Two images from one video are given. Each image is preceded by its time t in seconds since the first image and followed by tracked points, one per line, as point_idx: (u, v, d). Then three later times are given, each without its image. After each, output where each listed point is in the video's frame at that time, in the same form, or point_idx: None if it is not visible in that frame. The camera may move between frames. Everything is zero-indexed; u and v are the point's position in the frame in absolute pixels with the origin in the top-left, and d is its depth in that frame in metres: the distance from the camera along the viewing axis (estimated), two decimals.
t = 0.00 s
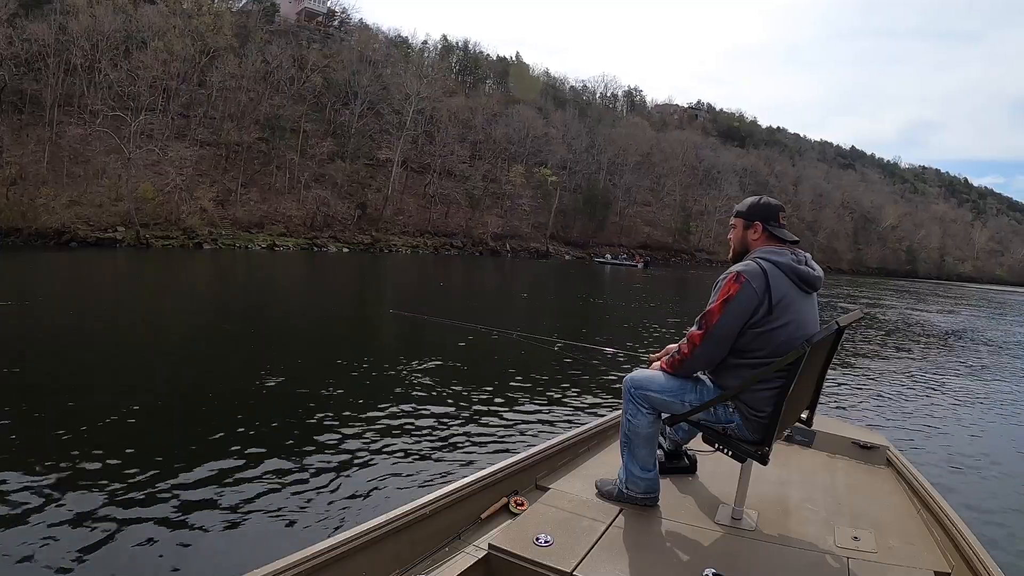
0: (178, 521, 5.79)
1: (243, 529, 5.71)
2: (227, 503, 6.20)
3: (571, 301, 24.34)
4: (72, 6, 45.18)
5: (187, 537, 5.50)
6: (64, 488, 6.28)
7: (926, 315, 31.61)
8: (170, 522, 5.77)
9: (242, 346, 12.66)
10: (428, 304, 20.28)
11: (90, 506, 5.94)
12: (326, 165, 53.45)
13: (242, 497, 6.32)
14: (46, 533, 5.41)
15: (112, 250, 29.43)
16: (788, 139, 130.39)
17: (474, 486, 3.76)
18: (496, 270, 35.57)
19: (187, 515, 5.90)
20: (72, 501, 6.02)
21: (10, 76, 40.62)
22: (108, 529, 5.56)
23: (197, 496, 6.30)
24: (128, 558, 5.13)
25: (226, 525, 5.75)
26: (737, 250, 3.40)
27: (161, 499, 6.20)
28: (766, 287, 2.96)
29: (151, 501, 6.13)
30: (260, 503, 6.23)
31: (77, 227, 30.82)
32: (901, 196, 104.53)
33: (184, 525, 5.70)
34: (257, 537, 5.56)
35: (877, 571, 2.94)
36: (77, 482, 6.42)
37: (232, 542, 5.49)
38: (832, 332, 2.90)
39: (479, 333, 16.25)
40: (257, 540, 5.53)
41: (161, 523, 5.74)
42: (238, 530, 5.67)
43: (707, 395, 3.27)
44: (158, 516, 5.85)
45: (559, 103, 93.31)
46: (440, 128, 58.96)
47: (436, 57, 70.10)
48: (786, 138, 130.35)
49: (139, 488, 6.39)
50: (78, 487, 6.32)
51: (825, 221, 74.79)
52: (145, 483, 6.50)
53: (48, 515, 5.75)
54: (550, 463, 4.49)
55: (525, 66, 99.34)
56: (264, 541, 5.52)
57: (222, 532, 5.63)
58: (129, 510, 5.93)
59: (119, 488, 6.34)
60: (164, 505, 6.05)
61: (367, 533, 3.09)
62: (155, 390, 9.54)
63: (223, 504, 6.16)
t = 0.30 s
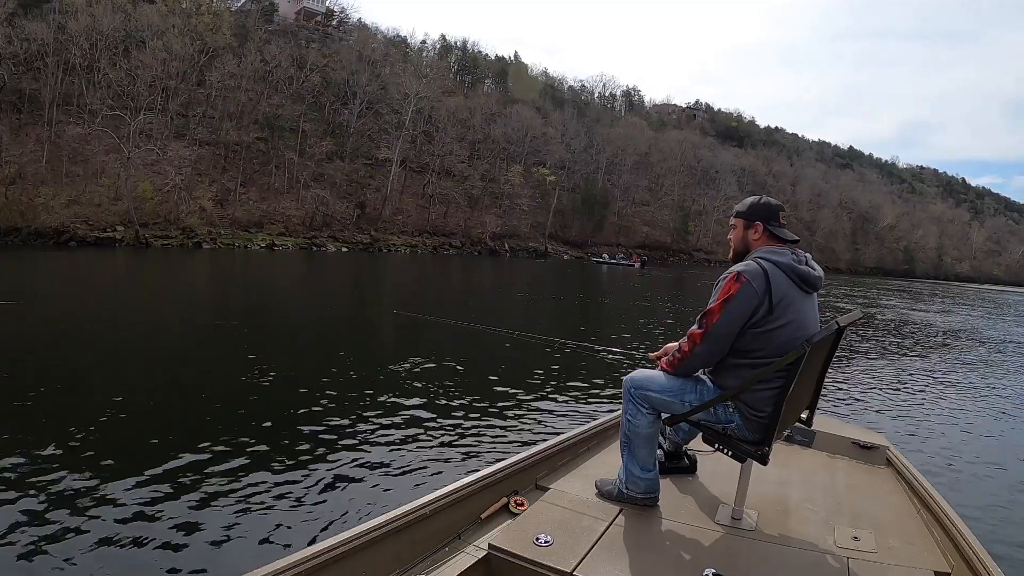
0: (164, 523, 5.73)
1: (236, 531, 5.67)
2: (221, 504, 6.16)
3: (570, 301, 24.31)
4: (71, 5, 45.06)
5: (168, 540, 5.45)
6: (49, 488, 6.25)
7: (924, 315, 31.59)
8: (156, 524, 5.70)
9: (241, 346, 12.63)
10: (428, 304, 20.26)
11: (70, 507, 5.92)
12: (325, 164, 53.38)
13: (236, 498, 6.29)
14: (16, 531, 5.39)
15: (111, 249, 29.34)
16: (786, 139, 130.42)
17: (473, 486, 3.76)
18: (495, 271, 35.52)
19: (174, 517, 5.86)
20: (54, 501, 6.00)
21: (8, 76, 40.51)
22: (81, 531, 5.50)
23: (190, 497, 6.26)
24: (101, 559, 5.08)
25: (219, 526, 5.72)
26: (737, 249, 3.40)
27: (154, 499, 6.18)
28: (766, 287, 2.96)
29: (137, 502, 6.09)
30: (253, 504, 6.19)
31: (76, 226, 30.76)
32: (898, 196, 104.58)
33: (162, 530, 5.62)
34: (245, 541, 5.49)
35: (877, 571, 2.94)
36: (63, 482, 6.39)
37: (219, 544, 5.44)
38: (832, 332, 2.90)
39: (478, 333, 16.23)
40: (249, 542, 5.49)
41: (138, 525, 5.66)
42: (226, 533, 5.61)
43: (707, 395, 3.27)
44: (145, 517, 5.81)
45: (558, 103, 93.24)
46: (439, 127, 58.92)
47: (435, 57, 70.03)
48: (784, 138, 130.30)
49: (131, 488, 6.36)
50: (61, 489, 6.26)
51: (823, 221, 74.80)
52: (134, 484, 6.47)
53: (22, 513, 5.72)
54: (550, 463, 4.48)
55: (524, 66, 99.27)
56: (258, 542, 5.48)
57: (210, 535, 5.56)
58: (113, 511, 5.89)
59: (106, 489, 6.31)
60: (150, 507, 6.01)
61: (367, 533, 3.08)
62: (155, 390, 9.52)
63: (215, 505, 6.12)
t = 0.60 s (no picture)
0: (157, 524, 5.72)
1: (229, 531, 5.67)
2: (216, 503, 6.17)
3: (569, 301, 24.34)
4: (70, 5, 45.06)
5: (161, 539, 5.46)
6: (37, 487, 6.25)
7: (923, 314, 31.59)
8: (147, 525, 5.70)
9: (242, 346, 12.66)
10: (427, 304, 20.29)
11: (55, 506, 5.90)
12: (324, 164, 53.38)
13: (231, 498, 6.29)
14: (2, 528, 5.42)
15: (110, 250, 29.35)
16: (785, 139, 130.45)
17: (474, 486, 3.75)
18: (493, 271, 35.53)
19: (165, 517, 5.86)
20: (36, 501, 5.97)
21: (7, 76, 40.46)
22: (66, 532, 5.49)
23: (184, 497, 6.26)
24: (88, 560, 5.09)
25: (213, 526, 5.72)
26: (737, 249, 3.40)
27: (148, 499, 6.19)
28: (765, 287, 2.97)
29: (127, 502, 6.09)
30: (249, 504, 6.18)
31: (76, 227, 30.78)
32: (896, 196, 104.66)
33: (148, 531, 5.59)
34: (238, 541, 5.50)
35: (878, 571, 2.94)
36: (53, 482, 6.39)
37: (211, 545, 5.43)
38: (831, 332, 2.91)
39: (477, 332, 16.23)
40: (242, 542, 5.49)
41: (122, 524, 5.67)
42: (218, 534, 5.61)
43: (706, 395, 3.27)
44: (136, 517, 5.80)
45: (557, 103, 93.28)
46: (437, 127, 58.89)
47: (433, 58, 70.06)
48: (782, 138, 130.37)
49: (126, 488, 6.37)
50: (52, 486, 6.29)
51: (821, 221, 74.83)
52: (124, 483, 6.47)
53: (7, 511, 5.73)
54: (550, 463, 4.48)
55: (522, 66, 99.34)
56: (253, 543, 5.48)
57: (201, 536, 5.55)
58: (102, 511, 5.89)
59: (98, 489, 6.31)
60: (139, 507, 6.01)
61: (367, 533, 3.08)
62: (155, 390, 9.52)
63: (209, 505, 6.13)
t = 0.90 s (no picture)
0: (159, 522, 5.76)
1: (229, 531, 5.65)
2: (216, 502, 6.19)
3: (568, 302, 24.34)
4: (69, 6, 45.02)
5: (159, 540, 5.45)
6: (33, 487, 6.25)
7: (921, 314, 31.58)
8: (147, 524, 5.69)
9: (241, 346, 12.67)
10: (426, 304, 20.33)
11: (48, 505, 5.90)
12: (323, 165, 53.36)
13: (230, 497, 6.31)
14: None
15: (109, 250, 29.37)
16: (783, 139, 130.58)
17: (473, 486, 3.76)
18: (492, 271, 35.54)
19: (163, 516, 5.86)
20: (29, 502, 5.95)
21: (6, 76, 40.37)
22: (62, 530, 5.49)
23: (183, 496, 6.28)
24: (84, 560, 5.07)
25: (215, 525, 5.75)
26: (737, 249, 3.40)
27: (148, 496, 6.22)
28: (766, 287, 2.96)
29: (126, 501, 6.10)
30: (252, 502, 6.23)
31: (75, 227, 30.76)
32: (894, 196, 104.78)
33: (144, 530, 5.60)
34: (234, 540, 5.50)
35: (877, 571, 2.95)
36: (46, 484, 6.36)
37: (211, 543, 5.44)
38: (831, 332, 2.91)
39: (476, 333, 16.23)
40: (242, 542, 5.48)
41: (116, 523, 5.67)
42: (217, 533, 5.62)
43: (707, 394, 3.27)
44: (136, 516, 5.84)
45: (555, 103, 93.20)
46: (437, 127, 58.87)
47: (431, 58, 70.09)
48: (780, 138, 130.42)
49: (124, 487, 6.37)
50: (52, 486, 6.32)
51: (819, 221, 74.84)
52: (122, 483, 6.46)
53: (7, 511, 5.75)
54: (550, 463, 4.48)
55: (521, 66, 99.39)
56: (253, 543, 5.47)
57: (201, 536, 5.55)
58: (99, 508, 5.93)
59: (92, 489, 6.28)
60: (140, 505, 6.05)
61: (368, 533, 3.08)
62: (154, 390, 9.53)
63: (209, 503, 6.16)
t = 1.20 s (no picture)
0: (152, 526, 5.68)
1: (222, 536, 5.57)
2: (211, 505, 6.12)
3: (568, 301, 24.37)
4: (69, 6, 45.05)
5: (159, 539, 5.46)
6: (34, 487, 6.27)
7: (919, 313, 31.60)
8: (146, 524, 5.69)
9: (242, 346, 12.66)
10: (427, 304, 20.33)
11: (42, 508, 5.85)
12: (322, 165, 53.35)
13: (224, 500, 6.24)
14: None
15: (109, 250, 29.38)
16: (781, 139, 130.68)
17: (474, 486, 3.75)
18: (491, 271, 35.54)
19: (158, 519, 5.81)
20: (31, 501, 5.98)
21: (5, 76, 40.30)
22: (55, 533, 5.45)
23: (178, 499, 6.21)
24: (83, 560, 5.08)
25: (208, 529, 5.67)
26: (737, 249, 3.41)
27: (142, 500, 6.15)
28: (766, 287, 2.96)
29: (119, 504, 6.04)
30: (247, 506, 6.15)
31: (75, 227, 30.75)
32: (893, 196, 104.86)
33: (137, 534, 5.53)
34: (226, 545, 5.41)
35: (877, 571, 2.95)
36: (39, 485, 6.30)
37: (202, 549, 5.35)
38: (832, 332, 2.90)
39: (476, 333, 16.21)
40: (235, 547, 5.40)
41: (108, 527, 5.61)
42: (208, 537, 5.53)
43: (707, 394, 3.27)
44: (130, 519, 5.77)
45: (554, 103, 93.21)
46: (436, 128, 58.87)
47: (430, 58, 70.20)
48: (779, 138, 130.49)
49: (118, 489, 6.31)
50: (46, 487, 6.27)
51: (818, 221, 74.87)
52: (114, 486, 6.38)
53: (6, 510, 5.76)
54: (550, 463, 4.48)
55: (520, 66, 99.51)
56: (247, 547, 5.40)
57: (192, 541, 5.45)
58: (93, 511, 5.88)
59: (86, 491, 6.22)
60: (134, 508, 5.97)
61: (368, 533, 3.08)
62: (155, 390, 9.52)
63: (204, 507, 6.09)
